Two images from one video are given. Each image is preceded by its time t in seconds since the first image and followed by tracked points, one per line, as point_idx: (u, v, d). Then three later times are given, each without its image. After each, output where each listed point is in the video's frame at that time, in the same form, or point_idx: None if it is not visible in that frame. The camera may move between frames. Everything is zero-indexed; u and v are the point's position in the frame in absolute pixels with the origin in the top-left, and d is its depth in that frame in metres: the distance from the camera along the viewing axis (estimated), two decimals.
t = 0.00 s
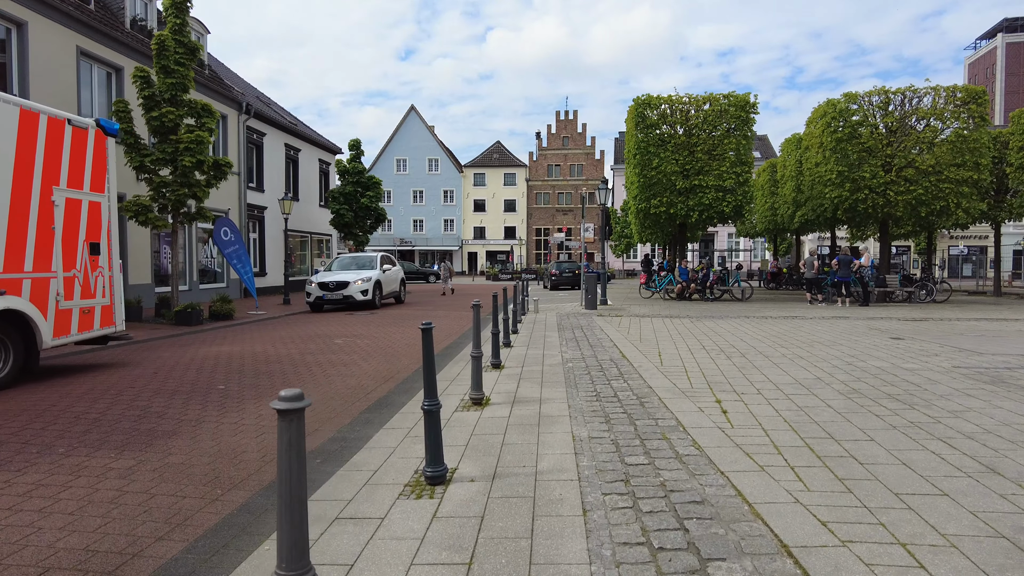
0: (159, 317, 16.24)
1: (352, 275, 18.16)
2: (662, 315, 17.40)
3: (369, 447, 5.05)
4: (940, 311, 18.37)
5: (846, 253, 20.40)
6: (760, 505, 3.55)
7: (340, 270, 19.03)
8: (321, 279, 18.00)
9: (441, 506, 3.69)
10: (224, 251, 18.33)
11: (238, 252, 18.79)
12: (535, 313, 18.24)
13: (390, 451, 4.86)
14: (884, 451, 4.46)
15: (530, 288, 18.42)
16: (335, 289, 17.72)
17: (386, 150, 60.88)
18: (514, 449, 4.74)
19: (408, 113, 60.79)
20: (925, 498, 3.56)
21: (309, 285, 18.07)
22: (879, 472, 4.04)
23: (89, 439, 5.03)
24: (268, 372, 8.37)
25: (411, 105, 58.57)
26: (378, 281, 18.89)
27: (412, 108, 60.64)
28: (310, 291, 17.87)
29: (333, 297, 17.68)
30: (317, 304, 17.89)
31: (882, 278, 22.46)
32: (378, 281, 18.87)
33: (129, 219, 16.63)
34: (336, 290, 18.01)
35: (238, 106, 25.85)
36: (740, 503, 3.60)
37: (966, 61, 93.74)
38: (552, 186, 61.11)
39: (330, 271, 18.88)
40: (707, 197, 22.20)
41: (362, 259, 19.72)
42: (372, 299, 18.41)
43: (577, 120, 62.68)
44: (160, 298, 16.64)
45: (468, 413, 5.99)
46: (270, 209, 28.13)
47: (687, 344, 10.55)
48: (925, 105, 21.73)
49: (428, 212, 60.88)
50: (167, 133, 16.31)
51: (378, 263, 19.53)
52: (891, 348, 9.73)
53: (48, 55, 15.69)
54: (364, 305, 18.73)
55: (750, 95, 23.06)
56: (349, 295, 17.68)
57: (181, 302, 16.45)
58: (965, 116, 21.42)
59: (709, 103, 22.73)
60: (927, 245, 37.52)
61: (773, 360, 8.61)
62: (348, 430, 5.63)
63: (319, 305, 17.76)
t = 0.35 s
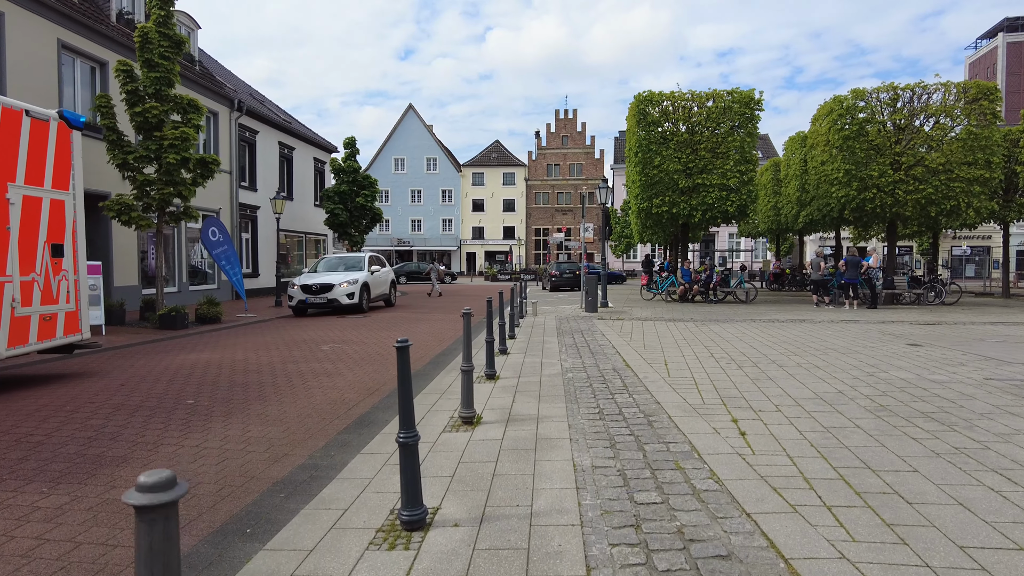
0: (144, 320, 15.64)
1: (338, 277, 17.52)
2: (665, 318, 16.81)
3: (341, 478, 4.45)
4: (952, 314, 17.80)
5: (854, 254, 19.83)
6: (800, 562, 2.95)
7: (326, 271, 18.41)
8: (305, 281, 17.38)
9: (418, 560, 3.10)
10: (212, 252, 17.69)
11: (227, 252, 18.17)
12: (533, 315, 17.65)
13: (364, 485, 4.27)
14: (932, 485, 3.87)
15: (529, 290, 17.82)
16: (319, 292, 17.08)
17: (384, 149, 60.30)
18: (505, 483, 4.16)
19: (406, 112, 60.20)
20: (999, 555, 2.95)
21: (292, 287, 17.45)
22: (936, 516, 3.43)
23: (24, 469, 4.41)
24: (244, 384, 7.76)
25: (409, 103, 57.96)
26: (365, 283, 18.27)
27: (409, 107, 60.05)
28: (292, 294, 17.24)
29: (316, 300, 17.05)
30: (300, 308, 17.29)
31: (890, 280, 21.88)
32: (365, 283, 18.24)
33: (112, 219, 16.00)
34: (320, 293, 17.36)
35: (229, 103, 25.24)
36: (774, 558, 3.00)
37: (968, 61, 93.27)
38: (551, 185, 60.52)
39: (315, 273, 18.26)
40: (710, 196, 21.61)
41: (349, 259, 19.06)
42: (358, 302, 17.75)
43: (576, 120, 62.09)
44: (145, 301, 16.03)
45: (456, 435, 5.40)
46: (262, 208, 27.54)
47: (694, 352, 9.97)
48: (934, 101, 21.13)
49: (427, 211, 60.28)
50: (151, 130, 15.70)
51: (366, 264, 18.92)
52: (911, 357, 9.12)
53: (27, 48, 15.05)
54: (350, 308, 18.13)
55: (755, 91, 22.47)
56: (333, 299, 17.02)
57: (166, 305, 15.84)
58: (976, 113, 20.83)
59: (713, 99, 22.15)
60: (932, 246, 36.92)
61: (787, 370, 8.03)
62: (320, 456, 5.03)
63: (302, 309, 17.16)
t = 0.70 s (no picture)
0: (125, 325, 14.99)
1: (323, 279, 16.91)
2: (668, 322, 16.21)
3: (304, 513, 3.85)
4: (964, 317, 17.23)
5: (862, 256, 19.26)
6: None
7: (313, 273, 17.83)
8: (288, 284, 16.77)
9: None
10: (197, 253, 17.05)
11: (213, 254, 17.52)
12: (531, 319, 17.03)
13: (329, 525, 3.67)
14: (1000, 527, 3.26)
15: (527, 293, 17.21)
16: (303, 295, 16.47)
17: (381, 150, 59.70)
18: (494, 523, 3.55)
19: (403, 112, 59.60)
20: None
21: (275, 291, 16.87)
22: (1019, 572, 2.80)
23: None
24: (215, 397, 7.14)
25: (406, 104, 57.37)
26: (353, 285, 17.66)
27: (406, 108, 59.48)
28: (275, 298, 16.66)
29: (300, 304, 16.44)
30: (283, 313, 16.71)
31: (899, 282, 21.30)
32: (352, 286, 17.64)
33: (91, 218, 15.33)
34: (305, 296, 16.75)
35: (219, 100, 24.62)
36: None
37: (968, 62, 92.90)
38: (549, 186, 59.96)
39: (301, 275, 17.66)
40: (713, 196, 21.01)
41: (334, 260, 18.48)
42: (344, 307, 17.14)
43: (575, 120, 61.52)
44: (127, 304, 15.38)
45: (441, 459, 4.78)
46: (253, 208, 26.93)
47: (701, 359, 9.36)
48: (943, 98, 20.55)
49: (424, 213, 59.68)
50: (132, 126, 15.06)
51: (354, 266, 18.33)
52: (936, 364, 8.50)
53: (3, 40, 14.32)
54: (337, 312, 17.53)
55: (759, 87, 21.89)
56: (318, 303, 16.42)
57: (148, 308, 15.20)
58: (986, 110, 20.26)
59: (715, 96, 21.57)
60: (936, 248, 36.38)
61: (804, 381, 7.42)
62: (285, 485, 4.42)
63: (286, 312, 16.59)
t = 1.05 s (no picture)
0: (107, 326, 14.35)
1: (312, 280, 16.40)
2: (673, 323, 15.61)
3: (264, 556, 3.23)
4: (978, 318, 16.64)
5: (873, 255, 18.67)
6: None
7: (303, 273, 17.28)
8: (276, 285, 16.25)
9: None
10: (184, 252, 16.43)
11: (201, 252, 16.89)
12: (530, 320, 16.41)
13: (290, 574, 3.05)
14: None
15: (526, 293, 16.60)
16: (291, 297, 15.95)
17: (378, 148, 59.05)
18: (489, 575, 2.92)
19: (401, 111, 58.99)
20: None
21: (261, 292, 16.34)
22: None
23: None
24: (184, 408, 6.47)
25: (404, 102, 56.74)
26: (343, 286, 17.12)
27: (404, 106, 58.87)
28: (262, 299, 16.15)
29: (288, 305, 15.93)
30: (271, 314, 16.20)
31: (909, 282, 20.71)
32: (343, 287, 17.12)
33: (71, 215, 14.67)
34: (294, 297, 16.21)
35: (211, 96, 23.98)
36: None
37: (968, 63, 92.52)
38: (548, 186, 59.36)
39: (290, 275, 17.12)
40: (718, 193, 20.40)
41: (324, 259, 17.95)
42: (336, 306, 16.65)
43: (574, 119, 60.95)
44: (110, 304, 14.73)
45: (429, 485, 4.16)
46: (245, 206, 26.30)
47: (713, 364, 8.75)
48: (955, 93, 19.99)
49: (422, 212, 59.02)
50: (115, 119, 14.40)
51: (346, 266, 17.78)
52: (966, 370, 7.90)
53: None
54: (328, 313, 16.99)
55: (764, 82, 21.30)
56: (307, 304, 15.92)
57: (132, 309, 14.54)
58: (999, 105, 19.73)
59: (720, 92, 20.97)
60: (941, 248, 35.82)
61: (829, 391, 6.80)
62: (247, 518, 3.80)
63: (275, 314, 16.05)
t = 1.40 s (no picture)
0: (88, 330, 13.74)
1: (303, 281, 15.81)
2: (679, 327, 15.01)
3: None
4: (993, 322, 16.07)
5: (884, 257, 18.08)
6: None
7: (294, 273, 16.68)
8: (265, 286, 15.65)
9: None
10: (170, 252, 15.83)
11: (188, 253, 16.29)
12: (530, 323, 15.81)
13: None
14: None
15: (525, 295, 16.00)
16: (281, 298, 15.36)
17: (376, 147, 58.43)
18: None
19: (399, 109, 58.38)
20: None
21: (251, 293, 15.74)
22: None
23: None
24: (149, 424, 5.86)
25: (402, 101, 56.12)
26: (336, 287, 16.52)
27: (403, 105, 58.26)
28: (251, 301, 15.56)
29: (278, 307, 15.34)
30: (260, 317, 15.60)
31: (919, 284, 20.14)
32: (336, 288, 16.52)
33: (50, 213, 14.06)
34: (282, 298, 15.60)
35: (202, 91, 23.37)
36: None
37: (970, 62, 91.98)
38: (548, 185, 58.76)
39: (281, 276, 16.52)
40: (723, 192, 19.82)
41: (316, 260, 17.36)
42: (327, 309, 16.01)
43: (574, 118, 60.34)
44: (92, 307, 14.12)
45: (413, 531, 3.56)
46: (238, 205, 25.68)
47: (726, 374, 8.17)
48: (969, 89, 19.45)
49: (421, 212, 58.40)
50: (96, 113, 13.80)
51: (338, 266, 17.18)
52: (1002, 382, 7.29)
53: None
54: (320, 316, 16.41)
55: (771, 78, 20.70)
56: (297, 306, 15.32)
57: (114, 311, 13.94)
58: (1013, 102, 19.25)
59: (725, 87, 20.38)
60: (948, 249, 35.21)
61: (856, 406, 6.21)
62: (194, 571, 3.19)
63: (262, 315, 15.46)
